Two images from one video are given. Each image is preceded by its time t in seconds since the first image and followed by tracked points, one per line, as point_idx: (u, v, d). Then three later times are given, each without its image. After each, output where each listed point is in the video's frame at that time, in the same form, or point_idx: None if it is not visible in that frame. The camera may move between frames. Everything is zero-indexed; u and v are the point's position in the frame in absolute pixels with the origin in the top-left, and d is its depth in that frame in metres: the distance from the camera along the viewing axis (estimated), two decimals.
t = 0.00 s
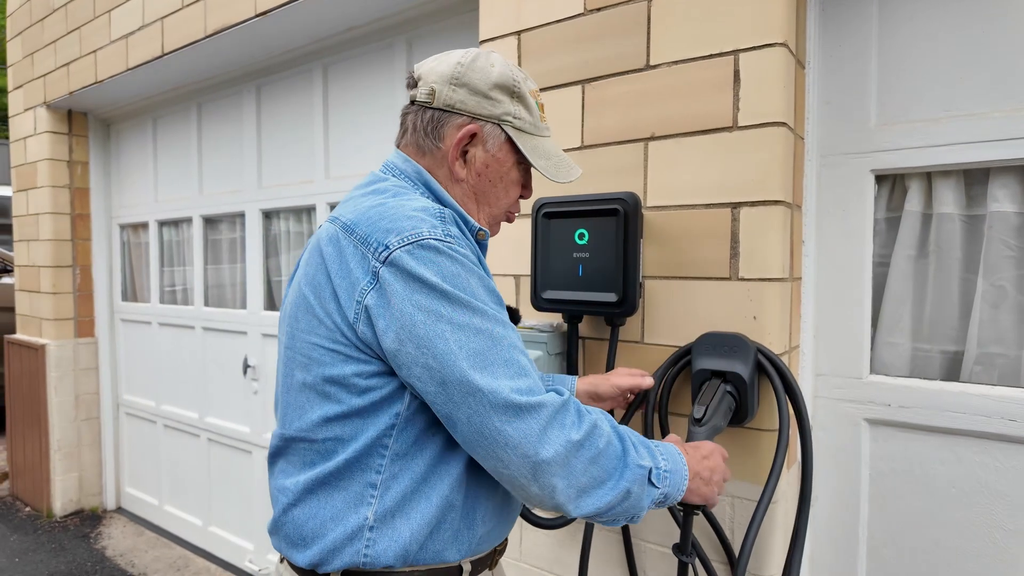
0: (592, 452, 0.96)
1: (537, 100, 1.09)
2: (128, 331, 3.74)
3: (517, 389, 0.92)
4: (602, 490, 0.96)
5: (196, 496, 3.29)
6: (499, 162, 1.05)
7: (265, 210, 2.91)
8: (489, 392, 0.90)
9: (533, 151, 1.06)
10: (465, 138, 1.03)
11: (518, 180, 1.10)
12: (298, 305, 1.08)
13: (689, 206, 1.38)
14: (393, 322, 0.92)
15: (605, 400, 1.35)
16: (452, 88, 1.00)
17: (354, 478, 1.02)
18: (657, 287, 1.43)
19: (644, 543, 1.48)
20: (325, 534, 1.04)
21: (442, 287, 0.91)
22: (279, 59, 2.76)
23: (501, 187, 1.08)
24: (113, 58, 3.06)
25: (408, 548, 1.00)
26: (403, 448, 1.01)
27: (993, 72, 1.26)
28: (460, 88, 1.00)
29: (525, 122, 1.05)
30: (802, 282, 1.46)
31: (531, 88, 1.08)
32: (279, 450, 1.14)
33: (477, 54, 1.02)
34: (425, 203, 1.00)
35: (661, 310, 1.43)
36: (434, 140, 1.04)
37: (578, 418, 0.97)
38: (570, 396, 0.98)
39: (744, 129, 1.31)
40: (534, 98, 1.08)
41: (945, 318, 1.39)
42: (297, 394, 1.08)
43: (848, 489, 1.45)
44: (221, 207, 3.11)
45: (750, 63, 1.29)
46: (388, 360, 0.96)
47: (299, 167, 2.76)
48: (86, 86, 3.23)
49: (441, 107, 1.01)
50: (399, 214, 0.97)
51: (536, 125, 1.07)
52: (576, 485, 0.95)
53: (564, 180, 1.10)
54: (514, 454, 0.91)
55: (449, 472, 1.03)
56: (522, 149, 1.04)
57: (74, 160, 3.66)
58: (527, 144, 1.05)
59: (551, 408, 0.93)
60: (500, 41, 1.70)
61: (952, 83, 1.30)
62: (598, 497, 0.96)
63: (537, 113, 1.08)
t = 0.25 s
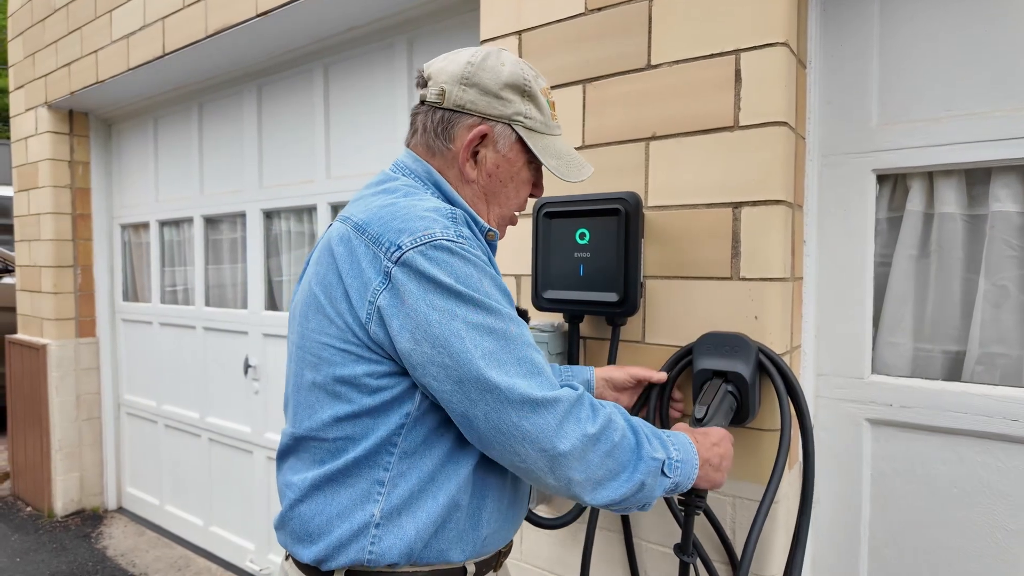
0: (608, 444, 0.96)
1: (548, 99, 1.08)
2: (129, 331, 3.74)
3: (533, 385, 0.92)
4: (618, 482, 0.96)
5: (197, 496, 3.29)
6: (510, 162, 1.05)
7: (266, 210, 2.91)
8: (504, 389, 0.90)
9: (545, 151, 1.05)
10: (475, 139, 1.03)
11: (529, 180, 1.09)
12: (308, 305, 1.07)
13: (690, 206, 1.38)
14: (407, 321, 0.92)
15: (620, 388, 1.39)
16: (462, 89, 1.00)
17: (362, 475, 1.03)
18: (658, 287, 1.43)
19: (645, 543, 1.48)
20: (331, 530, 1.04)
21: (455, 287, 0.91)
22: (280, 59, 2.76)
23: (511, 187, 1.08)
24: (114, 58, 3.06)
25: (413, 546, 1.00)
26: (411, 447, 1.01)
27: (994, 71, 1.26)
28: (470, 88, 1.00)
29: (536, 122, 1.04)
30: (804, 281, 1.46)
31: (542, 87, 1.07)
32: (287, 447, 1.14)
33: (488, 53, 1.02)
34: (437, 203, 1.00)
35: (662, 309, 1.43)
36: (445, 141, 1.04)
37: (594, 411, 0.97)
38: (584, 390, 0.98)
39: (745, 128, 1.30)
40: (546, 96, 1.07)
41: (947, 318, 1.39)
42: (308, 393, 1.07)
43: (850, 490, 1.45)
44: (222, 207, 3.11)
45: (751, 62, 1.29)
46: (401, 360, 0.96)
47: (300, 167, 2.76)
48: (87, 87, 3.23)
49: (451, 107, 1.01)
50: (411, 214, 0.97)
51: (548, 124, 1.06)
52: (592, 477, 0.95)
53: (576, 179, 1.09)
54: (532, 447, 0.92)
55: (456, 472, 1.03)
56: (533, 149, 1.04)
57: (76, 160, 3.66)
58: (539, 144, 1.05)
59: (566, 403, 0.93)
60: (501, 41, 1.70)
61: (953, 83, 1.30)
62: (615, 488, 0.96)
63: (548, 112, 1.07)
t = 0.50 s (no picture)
0: (611, 447, 0.96)
1: (554, 99, 1.08)
2: (130, 331, 3.74)
3: (536, 387, 0.92)
4: (620, 485, 0.96)
5: (198, 496, 3.29)
6: (515, 163, 1.05)
7: (267, 210, 2.91)
8: (507, 391, 0.90)
9: (550, 151, 1.05)
10: (480, 139, 1.02)
11: (533, 180, 1.09)
12: (311, 304, 1.07)
13: (691, 206, 1.38)
14: (410, 322, 0.92)
15: (624, 385, 1.39)
16: (468, 89, 1.00)
17: (364, 476, 1.03)
18: (659, 287, 1.43)
19: (646, 543, 1.48)
20: (332, 530, 1.04)
21: (459, 288, 0.91)
22: (281, 59, 2.76)
23: (516, 188, 1.08)
24: (115, 58, 3.06)
25: (414, 547, 1.00)
26: (413, 448, 1.01)
27: (995, 69, 1.26)
28: (476, 88, 1.00)
29: (542, 122, 1.04)
30: (805, 281, 1.46)
31: (548, 86, 1.07)
32: (289, 446, 1.14)
33: (493, 53, 1.02)
34: (441, 203, 1.00)
35: (663, 309, 1.43)
36: (449, 141, 1.04)
37: (596, 414, 0.97)
38: (587, 392, 0.98)
39: (746, 128, 1.30)
40: (551, 96, 1.07)
41: (949, 318, 1.38)
42: (310, 393, 1.07)
43: (851, 490, 1.44)
44: (223, 207, 3.11)
45: (752, 62, 1.29)
46: (404, 361, 0.96)
47: (300, 167, 2.76)
48: (88, 87, 3.23)
49: (456, 107, 1.01)
50: (415, 214, 0.97)
51: (553, 125, 1.06)
52: (594, 480, 0.95)
53: (581, 180, 1.09)
54: (535, 449, 0.91)
55: (458, 474, 1.02)
56: (538, 150, 1.04)
57: (77, 159, 3.67)
58: (544, 145, 1.05)
59: (570, 405, 0.93)
60: (502, 40, 1.69)
61: (954, 82, 1.30)
62: (617, 492, 0.96)
63: (554, 113, 1.07)
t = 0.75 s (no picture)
0: (612, 448, 0.95)
1: (561, 99, 1.07)
2: (130, 331, 3.74)
3: (537, 387, 0.92)
4: (620, 487, 0.96)
5: (198, 495, 3.29)
6: (519, 163, 1.04)
7: (268, 210, 2.91)
8: (507, 389, 0.89)
9: (555, 152, 1.05)
10: (484, 139, 1.02)
11: (538, 180, 1.09)
12: (314, 301, 1.07)
13: (692, 205, 1.38)
14: (411, 319, 0.91)
15: (626, 378, 1.39)
16: (472, 88, 1.00)
17: (363, 473, 1.02)
18: (660, 285, 1.43)
19: (646, 542, 1.48)
20: (330, 527, 1.04)
21: (461, 286, 0.90)
22: (281, 58, 2.75)
23: (520, 188, 1.07)
24: (116, 58, 3.06)
25: (412, 546, 1.00)
26: (413, 446, 1.00)
27: (998, 67, 1.25)
28: (480, 87, 1.00)
29: (547, 122, 1.03)
30: (807, 280, 1.45)
31: (555, 86, 1.06)
32: (289, 442, 1.14)
33: (499, 52, 1.01)
34: (444, 201, 1.00)
35: (664, 308, 1.42)
36: (454, 140, 1.03)
37: (597, 416, 0.96)
38: (589, 393, 0.98)
39: (748, 126, 1.30)
40: (558, 96, 1.07)
41: (951, 317, 1.38)
42: (311, 389, 1.07)
43: (853, 489, 1.44)
44: (223, 206, 3.11)
45: (754, 60, 1.29)
46: (404, 359, 0.95)
47: (301, 167, 2.76)
48: (88, 86, 3.23)
49: (460, 106, 1.01)
50: (417, 211, 0.97)
51: (559, 124, 1.06)
52: (595, 482, 0.94)
53: (586, 181, 1.08)
54: (535, 450, 0.91)
55: (457, 473, 1.02)
56: (543, 150, 1.03)
57: (78, 159, 3.67)
58: (549, 144, 1.04)
59: (571, 405, 0.93)
60: (502, 39, 1.69)
61: (956, 80, 1.29)
62: (617, 493, 0.96)
63: (560, 112, 1.06)
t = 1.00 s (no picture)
0: (610, 454, 0.95)
1: (564, 98, 1.07)
2: (131, 330, 3.74)
3: (535, 392, 0.91)
4: (618, 494, 0.96)
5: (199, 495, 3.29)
6: (522, 162, 1.04)
7: (268, 209, 2.91)
8: (504, 394, 0.89)
9: (558, 152, 1.04)
10: (487, 138, 1.01)
11: (540, 180, 1.08)
12: (314, 302, 1.07)
13: (693, 204, 1.37)
14: (408, 322, 0.91)
15: (626, 383, 1.39)
16: (476, 86, 0.99)
17: (363, 475, 1.02)
18: (660, 285, 1.42)
19: (646, 542, 1.47)
20: (331, 529, 1.04)
21: (458, 289, 0.90)
22: (282, 58, 2.75)
23: (522, 188, 1.07)
24: (116, 57, 3.06)
25: (412, 549, 1.00)
26: (412, 448, 1.00)
27: (1001, 66, 1.25)
28: (485, 85, 0.99)
29: (551, 122, 1.03)
30: (808, 279, 1.45)
31: (559, 85, 1.06)
32: (291, 443, 1.14)
33: (503, 50, 1.01)
34: (443, 201, 0.99)
35: (665, 309, 1.42)
36: (456, 138, 1.03)
37: (595, 421, 0.96)
38: (587, 398, 0.97)
39: (749, 125, 1.30)
40: (561, 95, 1.06)
41: (953, 317, 1.37)
42: (311, 390, 1.07)
43: (854, 489, 1.44)
44: (223, 206, 3.11)
45: (755, 58, 1.28)
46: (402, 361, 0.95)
47: (301, 166, 2.75)
48: (89, 86, 3.23)
49: (465, 104, 1.00)
50: (416, 212, 0.96)
51: (562, 124, 1.05)
52: (592, 488, 0.94)
53: (588, 181, 1.08)
54: (531, 455, 0.91)
55: (457, 475, 1.01)
56: (546, 150, 1.03)
57: (78, 159, 3.67)
58: (552, 145, 1.04)
59: (568, 411, 0.92)
60: (503, 38, 1.69)
61: (960, 79, 1.29)
62: (615, 499, 0.95)
63: (563, 113, 1.06)
